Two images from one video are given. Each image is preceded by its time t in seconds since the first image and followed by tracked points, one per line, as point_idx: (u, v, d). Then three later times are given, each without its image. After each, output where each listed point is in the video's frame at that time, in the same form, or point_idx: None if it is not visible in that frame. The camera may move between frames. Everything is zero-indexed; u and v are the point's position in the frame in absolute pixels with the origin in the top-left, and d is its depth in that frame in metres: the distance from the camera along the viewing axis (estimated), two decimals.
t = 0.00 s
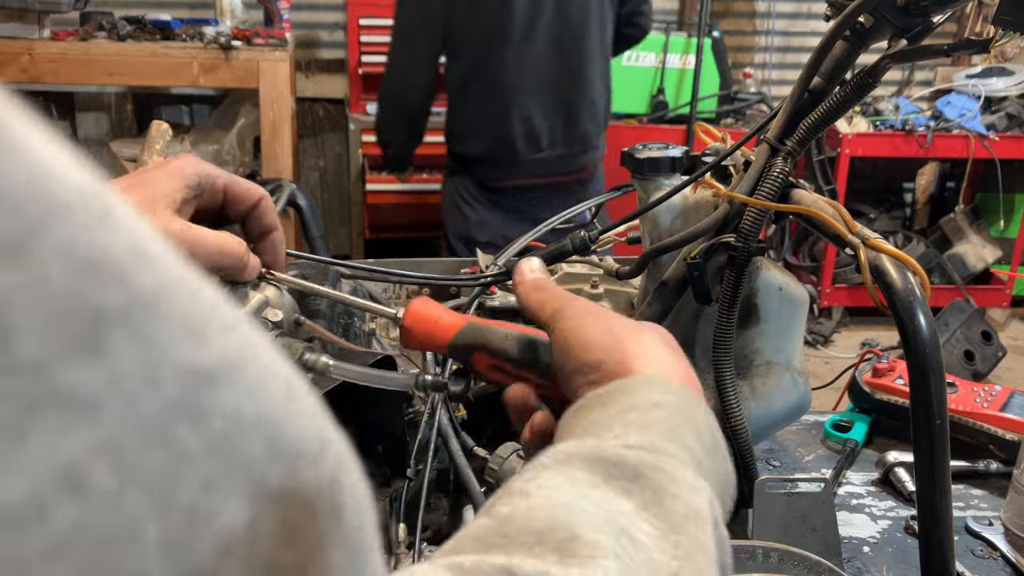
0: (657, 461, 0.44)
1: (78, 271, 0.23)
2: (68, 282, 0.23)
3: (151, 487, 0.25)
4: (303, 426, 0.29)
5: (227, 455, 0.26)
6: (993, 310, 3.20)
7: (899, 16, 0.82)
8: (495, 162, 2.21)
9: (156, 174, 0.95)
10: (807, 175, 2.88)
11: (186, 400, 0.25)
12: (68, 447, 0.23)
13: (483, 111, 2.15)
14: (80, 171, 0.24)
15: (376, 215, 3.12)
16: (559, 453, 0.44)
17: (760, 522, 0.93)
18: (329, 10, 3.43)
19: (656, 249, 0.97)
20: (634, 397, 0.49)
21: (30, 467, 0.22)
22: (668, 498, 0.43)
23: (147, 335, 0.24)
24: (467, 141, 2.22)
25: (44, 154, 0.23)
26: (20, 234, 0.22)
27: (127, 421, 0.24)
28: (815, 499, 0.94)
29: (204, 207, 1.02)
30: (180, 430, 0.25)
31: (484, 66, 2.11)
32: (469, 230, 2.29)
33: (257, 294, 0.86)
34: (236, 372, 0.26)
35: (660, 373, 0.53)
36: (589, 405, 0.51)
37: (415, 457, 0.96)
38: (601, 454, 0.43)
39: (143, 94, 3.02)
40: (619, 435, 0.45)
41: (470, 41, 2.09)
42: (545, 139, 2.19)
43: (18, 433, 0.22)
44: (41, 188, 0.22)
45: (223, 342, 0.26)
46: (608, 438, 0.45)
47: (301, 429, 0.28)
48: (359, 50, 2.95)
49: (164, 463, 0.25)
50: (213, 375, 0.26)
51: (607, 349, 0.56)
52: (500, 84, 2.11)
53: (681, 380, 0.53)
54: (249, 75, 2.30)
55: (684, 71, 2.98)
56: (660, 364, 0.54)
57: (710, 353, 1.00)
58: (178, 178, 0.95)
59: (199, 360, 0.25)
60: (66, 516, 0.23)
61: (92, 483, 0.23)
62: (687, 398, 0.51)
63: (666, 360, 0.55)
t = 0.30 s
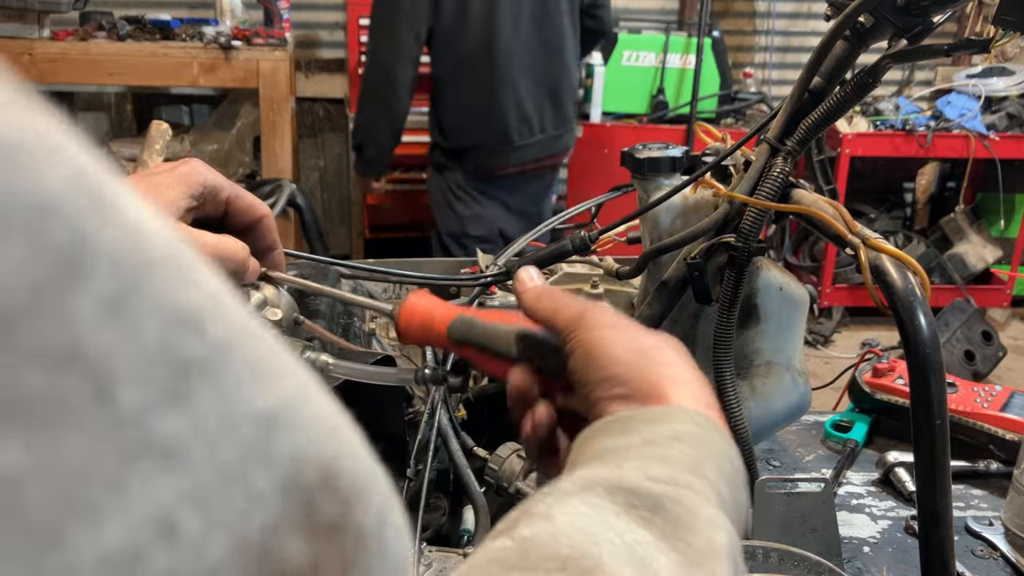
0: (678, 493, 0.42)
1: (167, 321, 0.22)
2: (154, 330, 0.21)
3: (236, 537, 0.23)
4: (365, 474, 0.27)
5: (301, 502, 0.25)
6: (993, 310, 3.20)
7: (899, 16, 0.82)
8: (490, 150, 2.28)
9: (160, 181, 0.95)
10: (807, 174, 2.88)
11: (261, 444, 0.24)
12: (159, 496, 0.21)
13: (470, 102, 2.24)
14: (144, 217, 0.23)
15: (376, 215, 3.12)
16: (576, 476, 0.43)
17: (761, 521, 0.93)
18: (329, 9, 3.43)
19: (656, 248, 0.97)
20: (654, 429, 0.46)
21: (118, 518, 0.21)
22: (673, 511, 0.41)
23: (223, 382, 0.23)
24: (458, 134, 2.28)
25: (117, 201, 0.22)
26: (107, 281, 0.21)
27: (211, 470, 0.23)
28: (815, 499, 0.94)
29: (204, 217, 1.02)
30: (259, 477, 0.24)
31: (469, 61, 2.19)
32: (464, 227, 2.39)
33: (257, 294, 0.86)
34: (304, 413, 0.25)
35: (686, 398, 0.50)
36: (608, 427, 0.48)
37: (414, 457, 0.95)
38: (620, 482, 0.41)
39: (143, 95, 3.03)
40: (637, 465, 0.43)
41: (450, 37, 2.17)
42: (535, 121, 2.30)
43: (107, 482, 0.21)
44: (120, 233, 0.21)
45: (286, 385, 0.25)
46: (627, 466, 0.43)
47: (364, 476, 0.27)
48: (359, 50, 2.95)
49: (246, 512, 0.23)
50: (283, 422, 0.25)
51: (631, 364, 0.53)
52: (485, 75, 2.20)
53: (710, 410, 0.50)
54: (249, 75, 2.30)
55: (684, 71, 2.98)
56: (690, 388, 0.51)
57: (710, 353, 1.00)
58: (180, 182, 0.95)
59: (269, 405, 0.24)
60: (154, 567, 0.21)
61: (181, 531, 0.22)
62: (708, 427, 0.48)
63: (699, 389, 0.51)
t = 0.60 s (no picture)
0: (675, 516, 0.42)
1: (201, 384, 0.22)
2: (196, 393, 0.22)
3: None
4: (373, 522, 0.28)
5: (322, 551, 0.25)
6: (993, 309, 3.20)
7: (899, 16, 0.82)
8: (480, 124, 2.51)
9: (159, 180, 0.95)
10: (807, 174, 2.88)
11: (290, 497, 0.24)
12: (202, 552, 0.22)
13: (466, 78, 2.45)
14: (184, 282, 0.23)
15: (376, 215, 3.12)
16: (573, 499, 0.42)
17: (761, 522, 0.93)
18: (329, 10, 3.43)
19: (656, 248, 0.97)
20: (657, 447, 0.47)
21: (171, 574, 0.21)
22: (669, 532, 0.41)
23: (258, 439, 0.24)
24: (449, 108, 2.47)
25: (160, 268, 0.22)
26: (155, 350, 0.21)
27: (249, 526, 0.23)
28: (815, 499, 0.94)
29: (205, 216, 1.02)
30: (287, 528, 0.24)
31: (470, 40, 2.41)
32: (455, 216, 2.63)
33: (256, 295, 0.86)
34: (326, 466, 0.26)
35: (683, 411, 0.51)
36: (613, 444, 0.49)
37: (414, 456, 0.95)
38: (617, 505, 0.42)
39: (143, 95, 3.02)
40: (636, 486, 0.44)
41: (462, 16, 2.37)
42: (517, 104, 2.55)
43: (156, 540, 0.21)
44: (166, 299, 0.22)
45: (310, 436, 0.25)
46: (626, 487, 0.44)
47: (370, 518, 0.27)
48: (359, 50, 2.95)
49: (278, 562, 0.24)
50: (309, 472, 0.25)
51: (632, 379, 0.54)
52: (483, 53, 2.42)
53: (714, 429, 0.51)
54: (249, 75, 2.30)
55: (684, 71, 2.98)
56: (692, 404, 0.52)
57: (710, 353, 1.00)
58: (178, 182, 0.96)
59: (296, 458, 0.24)
60: None
61: None
62: (710, 445, 0.48)
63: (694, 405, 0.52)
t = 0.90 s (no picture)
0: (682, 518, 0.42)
1: (199, 390, 0.22)
2: (190, 398, 0.21)
3: None
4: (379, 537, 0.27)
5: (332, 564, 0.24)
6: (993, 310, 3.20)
7: (899, 16, 0.82)
8: (472, 100, 2.54)
9: (161, 180, 0.95)
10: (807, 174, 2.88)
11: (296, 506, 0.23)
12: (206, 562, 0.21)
13: (459, 57, 2.50)
14: (178, 294, 0.23)
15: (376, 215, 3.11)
16: (582, 503, 0.42)
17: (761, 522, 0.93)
18: (329, 10, 3.43)
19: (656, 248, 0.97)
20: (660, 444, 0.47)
21: None
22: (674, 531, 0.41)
23: (258, 446, 0.23)
24: (444, 83, 2.52)
25: (150, 274, 0.22)
26: (146, 352, 0.20)
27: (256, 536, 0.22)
28: (815, 499, 0.94)
29: (207, 217, 1.02)
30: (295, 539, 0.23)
31: (465, 18, 2.46)
32: (440, 204, 2.68)
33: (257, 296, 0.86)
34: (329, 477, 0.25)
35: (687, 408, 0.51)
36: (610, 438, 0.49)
37: (414, 456, 0.95)
38: (623, 507, 0.42)
39: (143, 95, 3.02)
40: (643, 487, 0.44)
41: None
42: (509, 86, 2.59)
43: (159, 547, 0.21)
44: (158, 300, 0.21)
45: (309, 448, 0.24)
46: (632, 488, 0.43)
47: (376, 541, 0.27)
48: (359, 50, 2.95)
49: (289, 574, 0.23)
50: (315, 482, 0.24)
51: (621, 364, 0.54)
52: (476, 32, 2.48)
53: (719, 423, 0.50)
54: (249, 75, 2.30)
55: (684, 71, 2.98)
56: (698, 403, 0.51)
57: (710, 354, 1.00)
58: (180, 182, 0.96)
59: (299, 467, 0.24)
60: None
61: None
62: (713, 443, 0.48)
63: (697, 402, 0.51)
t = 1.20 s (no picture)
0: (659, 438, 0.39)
1: (229, 268, 0.22)
2: (216, 274, 0.21)
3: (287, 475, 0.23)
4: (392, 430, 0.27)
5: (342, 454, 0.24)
6: (993, 310, 3.20)
7: (899, 17, 0.82)
8: (446, 108, 2.54)
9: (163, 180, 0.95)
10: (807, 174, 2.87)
11: (309, 388, 0.23)
12: (225, 428, 0.21)
13: (429, 65, 2.50)
14: (209, 183, 0.23)
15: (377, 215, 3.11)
16: (563, 433, 0.40)
17: (761, 521, 0.93)
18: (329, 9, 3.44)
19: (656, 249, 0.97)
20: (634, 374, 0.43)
21: (196, 443, 0.21)
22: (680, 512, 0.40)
23: (276, 328, 0.23)
24: (417, 93, 2.53)
25: (186, 161, 0.22)
26: (179, 230, 0.21)
27: (268, 410, 0.22)
28: (814, 499, 0.94)
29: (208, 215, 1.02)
30: (306, 420, 0.23)
31: (429, 27, 2.46)
32: (428, 202, 2.69)
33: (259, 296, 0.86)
34: (341, 370, 0.25)
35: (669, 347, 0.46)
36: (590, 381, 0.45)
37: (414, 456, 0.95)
38: (602, 430, 0.39)
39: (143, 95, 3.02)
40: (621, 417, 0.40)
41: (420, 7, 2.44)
42: (484, 88, 2.58)
43: (183, 406, 0.21)
44: (196, 192, 0.21)
45: (327, 337, 0.25)
46: (612, 416, 0.40)
47: (398, 441, 0.26)
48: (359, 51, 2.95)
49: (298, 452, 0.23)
50: (329, 374, 0.24)
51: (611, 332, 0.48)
52: (443, 39, 2.47)
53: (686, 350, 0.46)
54: (249, 75, 2.30)
55: (684, 71, 2.98)
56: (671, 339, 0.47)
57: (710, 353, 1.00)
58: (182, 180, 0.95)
59: (316, 357, 0.24)
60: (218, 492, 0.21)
61: (241, 460, 0.22)
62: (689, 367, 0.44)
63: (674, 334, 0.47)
